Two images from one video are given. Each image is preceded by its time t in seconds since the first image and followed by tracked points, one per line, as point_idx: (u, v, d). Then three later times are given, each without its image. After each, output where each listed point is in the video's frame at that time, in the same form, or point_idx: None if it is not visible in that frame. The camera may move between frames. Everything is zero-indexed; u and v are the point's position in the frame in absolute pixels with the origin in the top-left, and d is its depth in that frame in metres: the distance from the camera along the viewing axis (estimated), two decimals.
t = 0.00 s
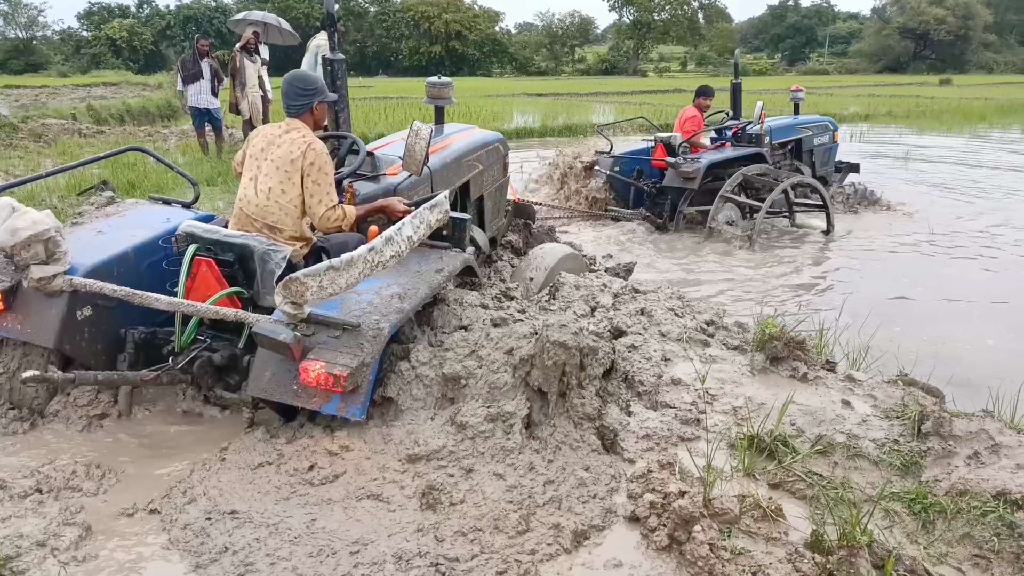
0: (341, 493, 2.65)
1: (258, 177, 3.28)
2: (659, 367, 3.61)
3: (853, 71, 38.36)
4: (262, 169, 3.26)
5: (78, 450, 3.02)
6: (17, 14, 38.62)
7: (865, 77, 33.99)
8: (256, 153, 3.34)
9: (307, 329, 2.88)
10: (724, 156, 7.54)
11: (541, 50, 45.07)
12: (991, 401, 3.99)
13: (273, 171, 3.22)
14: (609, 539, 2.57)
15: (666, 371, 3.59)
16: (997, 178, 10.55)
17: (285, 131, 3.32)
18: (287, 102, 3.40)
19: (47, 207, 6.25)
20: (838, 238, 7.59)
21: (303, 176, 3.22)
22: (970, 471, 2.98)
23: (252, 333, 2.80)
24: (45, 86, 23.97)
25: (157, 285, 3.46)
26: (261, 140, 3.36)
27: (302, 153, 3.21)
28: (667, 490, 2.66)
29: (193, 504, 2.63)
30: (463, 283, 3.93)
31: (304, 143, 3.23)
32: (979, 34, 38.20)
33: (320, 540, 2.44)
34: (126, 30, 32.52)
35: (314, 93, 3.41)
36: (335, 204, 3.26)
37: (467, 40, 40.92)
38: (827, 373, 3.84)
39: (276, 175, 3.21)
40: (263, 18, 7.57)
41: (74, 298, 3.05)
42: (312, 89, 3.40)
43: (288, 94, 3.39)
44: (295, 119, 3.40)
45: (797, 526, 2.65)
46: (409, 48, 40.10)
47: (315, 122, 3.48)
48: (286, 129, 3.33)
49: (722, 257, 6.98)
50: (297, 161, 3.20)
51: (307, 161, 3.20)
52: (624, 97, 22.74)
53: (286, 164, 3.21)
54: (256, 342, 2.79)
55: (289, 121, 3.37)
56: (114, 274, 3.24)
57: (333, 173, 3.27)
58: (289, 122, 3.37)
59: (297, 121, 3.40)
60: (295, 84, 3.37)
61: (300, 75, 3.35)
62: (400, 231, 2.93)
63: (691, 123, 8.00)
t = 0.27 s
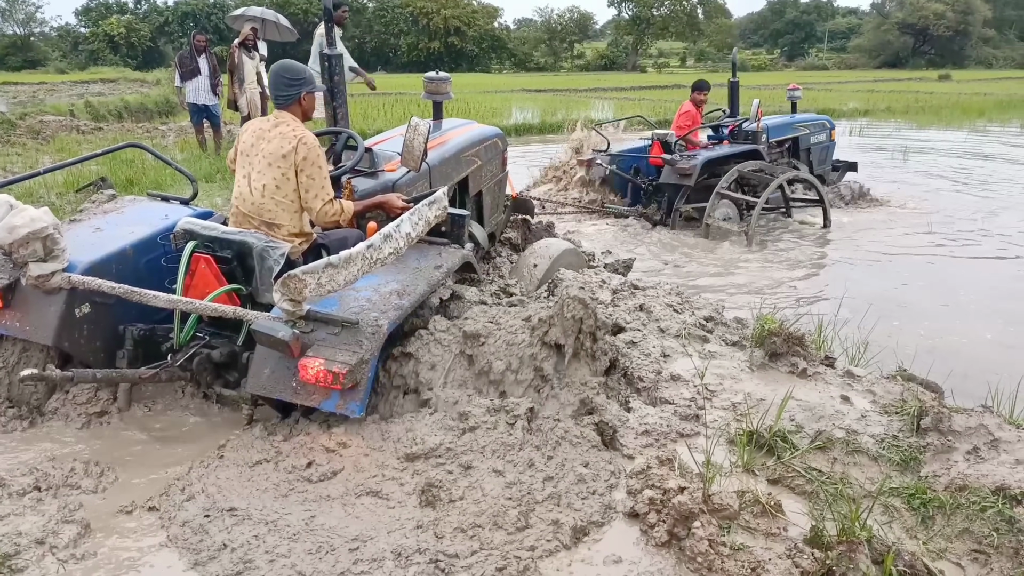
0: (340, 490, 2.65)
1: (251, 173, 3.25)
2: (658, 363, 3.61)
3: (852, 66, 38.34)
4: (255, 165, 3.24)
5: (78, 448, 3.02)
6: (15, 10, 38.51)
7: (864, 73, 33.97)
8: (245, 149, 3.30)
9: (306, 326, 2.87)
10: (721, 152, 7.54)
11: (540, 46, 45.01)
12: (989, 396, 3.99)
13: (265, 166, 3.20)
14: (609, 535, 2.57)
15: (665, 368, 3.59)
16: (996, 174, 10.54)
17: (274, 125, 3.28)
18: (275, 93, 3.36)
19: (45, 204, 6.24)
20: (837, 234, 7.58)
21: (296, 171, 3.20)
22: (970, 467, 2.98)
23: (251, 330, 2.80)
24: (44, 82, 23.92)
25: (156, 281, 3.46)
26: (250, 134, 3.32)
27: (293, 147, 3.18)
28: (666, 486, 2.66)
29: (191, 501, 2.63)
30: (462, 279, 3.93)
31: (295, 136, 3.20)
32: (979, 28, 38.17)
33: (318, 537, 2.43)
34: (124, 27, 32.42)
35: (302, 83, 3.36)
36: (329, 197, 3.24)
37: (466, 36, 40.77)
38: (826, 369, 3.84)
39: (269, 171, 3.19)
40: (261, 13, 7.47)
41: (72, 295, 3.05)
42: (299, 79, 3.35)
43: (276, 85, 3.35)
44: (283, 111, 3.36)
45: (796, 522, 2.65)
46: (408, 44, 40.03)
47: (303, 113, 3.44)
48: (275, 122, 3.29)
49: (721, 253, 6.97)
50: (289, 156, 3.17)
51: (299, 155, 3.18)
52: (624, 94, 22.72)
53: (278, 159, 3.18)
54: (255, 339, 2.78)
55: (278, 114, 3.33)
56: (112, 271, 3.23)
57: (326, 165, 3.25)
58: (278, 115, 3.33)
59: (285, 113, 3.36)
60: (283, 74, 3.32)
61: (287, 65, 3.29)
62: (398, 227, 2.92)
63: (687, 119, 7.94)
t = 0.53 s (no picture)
0: (342, 483, 2.65)
1: (246, 169, 3.25)
2: (660, 356, 3.60)
3: (855, 56, 38.20)
4: (249, 161, 3.23)
5: (82, 441, 3.02)
6: (14, 4, 38.38)
7: (867, 64, 33.82)
8: (238, 144, 3.28)
9: (310, 318, 2.87)
10: (726, 143, 7.53)
11: (541, 38, 44.86)
12: (993, 387, 3.99)
13: (260, 162, 3.19)
14: (611, 528, 2.57)
15: (668, 360, 3.59)
16: (999, 164, 10.50)
17: (265, 118, 3.25)
18: (263, 83, 3.30)
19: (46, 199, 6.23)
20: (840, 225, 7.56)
21: (291, 164, 3.18)
22: (973, 458, 2.97)
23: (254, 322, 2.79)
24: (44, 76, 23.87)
25: (159, 274, 3.45)
26: (242, 128, 3.29)
27: (286, 141, 3.15)
28: (668, 479, 2.66)
29: (194, 494, 2.63)
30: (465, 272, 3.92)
31: (286, 129, 3.17)
32: (982, 19, 38.00)
33: (322, 530, 2.44)
34: (125, 20, 32.32)
35: (291, 73, 3.30)
36: (327, 188, 3.23)
37: (467, 28, 40.61)
38: (829, 361, 3.83)
39: (265, 167, 3.18)
40: (263, 6, 7.44)
41: (77, 288, 3.05)
42: (289, 69, 3.29)
43: (265, 76, 3.30)
44: (273, 101, 3.31)
45: (799, 514, 2.64)
46: (408, 36, 39.89)
47: (294, 104, 3.38)
48: (266, 115, 3.26)
49: (724, 245, 6.96)
50: (282, 150, 3.16)
51: (292, 149, 3.16)
52: (625, 85, 22.65)
53: (272, 154, 3.17)
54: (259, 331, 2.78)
55: (268, 106, 3.29)
56: (116, 264, 3.23)
57: (321, 155, 3.22)
58: (269, 106, 3.29)
59: (276, 103, 3.31)
60: (271, 64, 3.26)
61: (277, 55, 3.24)
62: (401, 219, 2.91)
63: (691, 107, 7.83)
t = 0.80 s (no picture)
0: (338, 484, 2.64)
1: (244, 168, 3.24)
2: (658, 356, 3.59)
3: (852, 55, 38.22)
4: (248, 159, 3.22)
5: (78, 442, 3.01)
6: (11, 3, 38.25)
7: (865, 63, 33.85)
8: (235, 143, 3.27)
9: (308, 319, 2.86)
10: (721, 143, 7.53)
11: (539, 37, 44.83)
12: (989, 386, 4.00)
13: (259, 160, 3.19)
14: (609, 528, 2.57)
15: (666, 360, 3.58)
16: (996, 164, 10.52)
17: (263, 117, 3.25)
18: (264, 82, 3.30)
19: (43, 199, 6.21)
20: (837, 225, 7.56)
21: (290, 162, 3.19)
22: (970, 458, 2.97)
23: (252, 323, 2.79)
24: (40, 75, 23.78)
25: (157, 275, 3.45)
26: (239, 127, 3.29)
27: (285, 139, 3.16)
28: (666, 479, 2.65)
29: (191, 495, 2.63)
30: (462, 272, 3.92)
31: (284, 127, 3.17)
32: (979, 18, 38.05)
33: (318, 531, 2.43)
34: (122, 19, 32.24)
35: (293, 74, 3.29)
36: (325, 187, 3.24)
37: (464, 27, 40.56)
38: (826, 361, 3.83)
39: (263, 165, 3.18)
40: (259, 5, 7.45)
41: (74, 289, 3.04)
42: (291, 70, 3.28)
43: (265, 75, 3.30)
44: (273, 100, 3.31)
45: (796, 514, 2.64)
46: (406, 36, 39.83)
47: (292, 105, 3.37)
48: (263, 114, 3.25)
49: (722, 245, 6.95)
50: (281, 148, 3.16)
51: (291, 147, 3.16)
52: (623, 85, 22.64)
53: (271, 152, 3.17)
54: (257, 332, 2.78)
55: (266, 105, 3.28)
56: (113, 265, 3.22)
57: (320, 154, 3.23)
58: (267, 106, 3.29)
59: (275, 103, 3.31)
60: (274, 64, 3.27)
61: (280, 56, 3.25)
62: (400, 220, 2.91)
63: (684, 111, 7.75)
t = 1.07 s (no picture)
0: (332, 484, 2.63)
1: (241, 167, 3.23)
2: (654, 358, 3.60)
3: (848, 59, 38.33)
4: (245, 158, 3.21)
5: (71, 442, 3.00)
6: (7, 2, 38.13)
7: (861, 67, 34.00)
8: (233, 143, 3.27)
9: (303, 320, 2.86)
10: (717, 146, 7.54)
11: (536, 40, 44.87)
12: (983, 390, 4.01)
13: (256, 159, 3.18)
14: (603, 530, 2.57)
15: (661, 362, 3.58)
16: (990, 168, 10.56)
17: (261, 117, 3.25)
18: (269, 84, 3.29)
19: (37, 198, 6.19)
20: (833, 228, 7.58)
21: (287, 162, 3.18)
22: (964, 461, 2.98)
23: (247, 324, 2.78)
24: (36, 74, 23.70)
25: (151, 275, 3.44)
26: (237, 127, 3.28)
27: (283, 139, 3.16)
28: (661, 481, 2.66)
29: (184, 495, 2.62)
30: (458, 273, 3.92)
31: (283, 128, 3.17)
32: (974, 23, 38.22)
33: (312, 532, 2.43)
34: (118, 19, 32.16)
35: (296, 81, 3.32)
36: (320, 188, 3.25)
37: (462, 29, 40.56)
38: (821, 364, 3.84)
39: (261, 164, 3.18)
40: (255, 6, 7.46)
41: (68, 288, 3.02)
42: (295, 76, 3.32)
43: (272, 77, 3.29)
44: (274, 102, 3.30)
45: (790, 517, 2.65)
46: (403, 37, 39.82)
47: (293, 110, 3.39)
48: (262, 114, 3.26)
49: (717, 247, 6.96)
50: (279, 148, 3.16)
51: (288, 147, 3.16)
52: (620, 87, 22.68)
53: (268, 152, 3.16)
54: (251, 332, 2.77)
55: (266, 106, 3.28)
56: (108, 264, 3.21)
57: (316, 155, 3.24)
58: (266, 106, 3.29)
59: (275, 104, 3.31)
60: (281, 69, 3.28)
61: (285, 61, 3.27)
62: (396, 221, 2.91)
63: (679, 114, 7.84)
